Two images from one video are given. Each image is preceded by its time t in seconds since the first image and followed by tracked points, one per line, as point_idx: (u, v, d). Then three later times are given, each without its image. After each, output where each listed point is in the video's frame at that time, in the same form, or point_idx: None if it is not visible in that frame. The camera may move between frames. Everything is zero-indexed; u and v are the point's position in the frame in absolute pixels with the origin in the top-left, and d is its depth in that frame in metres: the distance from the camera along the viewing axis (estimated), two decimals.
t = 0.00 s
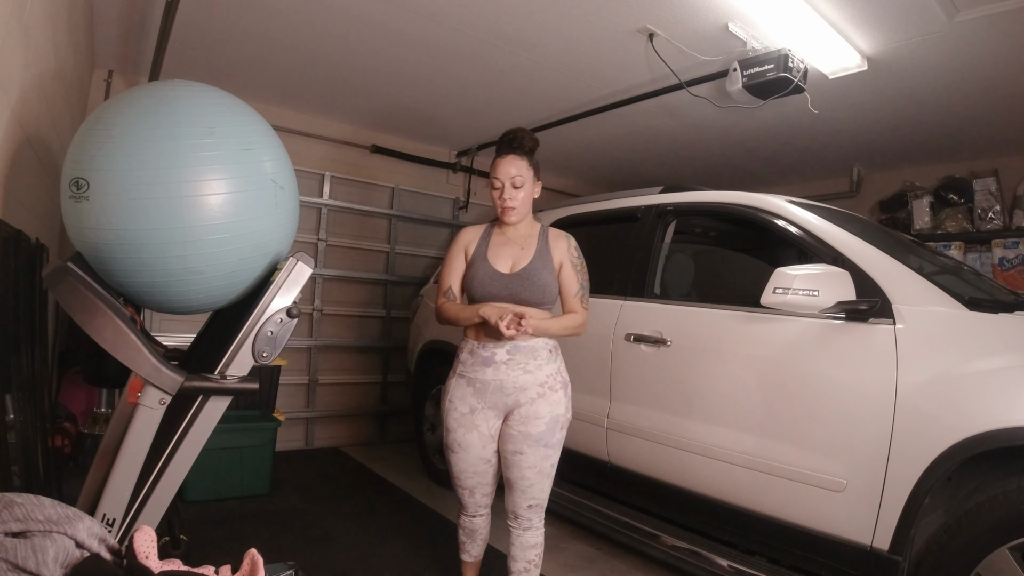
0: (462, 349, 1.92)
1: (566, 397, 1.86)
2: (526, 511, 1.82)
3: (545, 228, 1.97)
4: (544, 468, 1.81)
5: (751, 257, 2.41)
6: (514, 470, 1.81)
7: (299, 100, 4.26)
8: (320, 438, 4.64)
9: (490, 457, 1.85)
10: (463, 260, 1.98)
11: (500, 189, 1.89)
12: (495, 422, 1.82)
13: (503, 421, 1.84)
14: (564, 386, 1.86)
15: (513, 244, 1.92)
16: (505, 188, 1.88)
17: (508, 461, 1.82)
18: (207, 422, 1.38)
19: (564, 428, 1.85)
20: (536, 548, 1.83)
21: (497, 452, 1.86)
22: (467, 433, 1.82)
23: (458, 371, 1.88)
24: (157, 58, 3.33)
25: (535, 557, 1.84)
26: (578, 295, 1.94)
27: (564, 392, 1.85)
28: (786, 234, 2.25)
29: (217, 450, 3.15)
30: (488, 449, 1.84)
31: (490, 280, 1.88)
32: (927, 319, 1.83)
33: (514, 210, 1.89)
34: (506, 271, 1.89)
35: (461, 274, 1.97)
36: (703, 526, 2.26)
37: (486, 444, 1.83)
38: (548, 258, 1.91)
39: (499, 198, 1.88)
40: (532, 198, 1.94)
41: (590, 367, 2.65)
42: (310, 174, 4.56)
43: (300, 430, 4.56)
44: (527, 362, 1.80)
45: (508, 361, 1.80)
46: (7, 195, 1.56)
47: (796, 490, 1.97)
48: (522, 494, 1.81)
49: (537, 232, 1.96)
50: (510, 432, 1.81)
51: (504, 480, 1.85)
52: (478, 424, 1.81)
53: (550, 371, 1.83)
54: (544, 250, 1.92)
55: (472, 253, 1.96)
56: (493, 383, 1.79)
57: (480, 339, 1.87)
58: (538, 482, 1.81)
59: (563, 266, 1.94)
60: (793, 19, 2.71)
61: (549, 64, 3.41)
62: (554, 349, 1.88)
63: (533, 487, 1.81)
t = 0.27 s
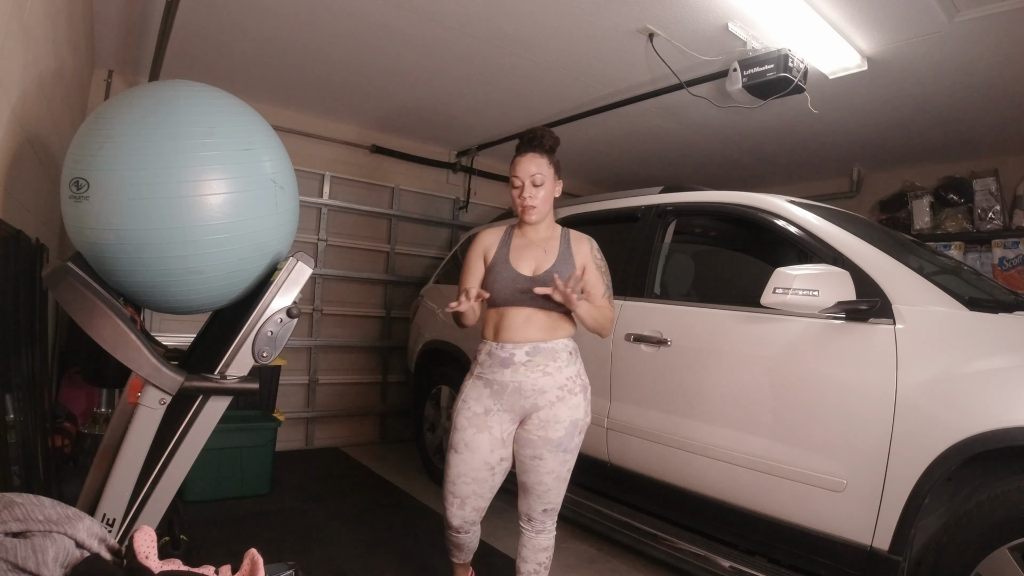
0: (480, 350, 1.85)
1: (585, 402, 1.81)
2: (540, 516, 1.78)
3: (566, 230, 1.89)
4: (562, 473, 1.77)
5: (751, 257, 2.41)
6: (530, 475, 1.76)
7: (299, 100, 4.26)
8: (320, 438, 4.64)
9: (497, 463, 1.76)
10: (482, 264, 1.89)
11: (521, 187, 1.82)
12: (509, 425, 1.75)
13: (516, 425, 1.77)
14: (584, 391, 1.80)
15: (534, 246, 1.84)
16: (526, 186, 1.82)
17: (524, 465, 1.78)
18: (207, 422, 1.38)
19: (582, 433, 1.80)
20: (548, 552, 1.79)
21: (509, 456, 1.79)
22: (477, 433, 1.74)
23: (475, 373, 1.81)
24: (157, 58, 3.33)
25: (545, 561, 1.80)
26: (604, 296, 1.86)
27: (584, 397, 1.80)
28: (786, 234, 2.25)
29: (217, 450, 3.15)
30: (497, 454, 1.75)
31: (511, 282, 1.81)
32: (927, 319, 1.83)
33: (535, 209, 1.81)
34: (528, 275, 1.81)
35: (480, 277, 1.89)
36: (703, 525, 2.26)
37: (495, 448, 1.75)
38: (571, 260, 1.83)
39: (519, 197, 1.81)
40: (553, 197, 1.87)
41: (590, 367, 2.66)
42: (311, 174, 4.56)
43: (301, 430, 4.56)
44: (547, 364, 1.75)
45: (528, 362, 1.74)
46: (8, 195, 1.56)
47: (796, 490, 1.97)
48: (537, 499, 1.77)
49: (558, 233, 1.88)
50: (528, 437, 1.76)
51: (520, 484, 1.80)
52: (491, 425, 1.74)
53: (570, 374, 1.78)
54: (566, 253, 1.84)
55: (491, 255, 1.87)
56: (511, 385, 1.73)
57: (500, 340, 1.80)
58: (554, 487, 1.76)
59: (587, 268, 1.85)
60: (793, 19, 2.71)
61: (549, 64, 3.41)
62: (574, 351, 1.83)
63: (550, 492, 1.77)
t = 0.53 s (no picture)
0: (488, 347, 1.79)
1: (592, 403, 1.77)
2: (542, 516, 1.77)
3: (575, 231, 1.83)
4: (567, 475, 1.74)
5: (751, 257, 2.41)
6: (534, 476, 1.74)
7: (299, 100, 4.26)
8: (320, 438, 4.64)
9: (512, 460, 1.69)
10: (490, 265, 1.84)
11: (532, 185, 1.78)
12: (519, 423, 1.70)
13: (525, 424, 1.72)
14: (591, 392, 1.77)
15: (542, 247, 1.78)
16: (536, 184, 1.77)
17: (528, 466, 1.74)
18: (207, 422, 1.38)
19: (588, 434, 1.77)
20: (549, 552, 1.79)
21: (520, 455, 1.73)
22: (491, 427, 1.67)
23: (481, 371, 1.74)
24: (157, 58, 3.33)
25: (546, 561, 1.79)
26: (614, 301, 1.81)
27: (591, 398, 1.76)
28: (786, 234, 2.25)
29: (217, 450, 3.15)
30: (513, 448, 1.69)
31: (518, 283, 1.74)
32: (926, 319, 1.83)
33: (545, 207, 1.76)
34: (535, 276, 1.74)
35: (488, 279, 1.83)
36: (703, 525, 2.25)
37: (510, 443, 1.68)
38: (578, 262, 1.77)
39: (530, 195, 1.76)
40: (565, 197, 1.83)
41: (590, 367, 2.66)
42: (311, 174, 4.56)
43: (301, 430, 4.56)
44: (556, 364, 1.71)
45: (537, 361, 1.69)
46: (7, 195, 1.56)
47: (796, 490, 1.97)
48: (540, 500, 1.75)
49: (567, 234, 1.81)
50: (535, 437, 1.71)
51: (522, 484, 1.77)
52: (504, 420, 1.68)
53: (578, 375, 1.74)
54: (574, 255, 1.77)
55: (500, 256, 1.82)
56: (520, 383, 1.67)
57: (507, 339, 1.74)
58: (558, 489, 1.74)
59: (593, 272, 1.80)
60: (793, 19, 2.71)
61: (549, 64, 3.41)
62: (581, 352, 1.79)
63: (553, 494, 1.75)
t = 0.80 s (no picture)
0: (488, 347, 1.74)
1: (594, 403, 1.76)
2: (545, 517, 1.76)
3: (578, 232, 1.79)
4: (571, 476, 1.73)
5: (751, 257, 2.41)
6: (540, 477, 1.71)
7: (299, 100, 4.26)
8: (320, 438, 4.64)
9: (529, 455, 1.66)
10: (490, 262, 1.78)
11: (538, 181, 1.73)
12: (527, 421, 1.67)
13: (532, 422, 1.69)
14: (592, 392, 1.75)
15: (545, 247, 1.74)
16: (542, 180, 1.72)
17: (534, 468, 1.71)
18: (207, 422, 1.38)
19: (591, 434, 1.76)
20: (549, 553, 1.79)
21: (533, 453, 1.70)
22: (504, 426, 1.63)
23: (484, 373, 1.70)
24: (157, 58, 3.33)
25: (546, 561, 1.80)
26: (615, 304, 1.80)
27: (592, 398, 1.75)
28: (786, 234, 2.25)
29: (217, 450, 3.15)
30: (528, 445, 1.66)
31: (520, 284, 1.70)
32: (926, 318, 1.83)
33: (550, 205, 1.72)
34: (537, 277, 1.71)
35: (488, 278, 1.77)
36: (703, 525, 2.25)
37: (524, 439, 1.65)
38: (581, 264, 1.74)
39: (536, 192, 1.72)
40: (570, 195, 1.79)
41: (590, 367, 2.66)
42: (311, 174, 4.56)
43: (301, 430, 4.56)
44: (559, 364, 1.68)
45: (541, 361, 1.66)
46: (8, 194, 1.56)
47: (796, 490, 1.97)
48: (543, 502, 1.74)
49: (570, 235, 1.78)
50: (541, 437, 1.68)
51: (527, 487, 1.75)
52: (514, 418, 1.65)
53: (581, 375, 1.72)
54: (577, 257, 1.74)
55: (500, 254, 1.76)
56: (524, 384, 1.65)
57: (508, 339, 1.69)
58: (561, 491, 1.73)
59: (595, 274, 1.78)
60: (793, 19, 2.71)
61: (549, 64, 3.41)
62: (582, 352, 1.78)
63: (556, 495, 1.74)
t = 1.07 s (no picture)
0: (488, 350, 1.69)
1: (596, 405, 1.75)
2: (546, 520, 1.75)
3: (573, 231, 1.78)
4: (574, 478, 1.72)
5: (751, 257, 2.41)
6: (544, 481, 1.69)
7: (299, 100, 4.26)
8: (320, 439, 4.64)
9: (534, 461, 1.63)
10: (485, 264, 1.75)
11: (534, 179, 1.70)
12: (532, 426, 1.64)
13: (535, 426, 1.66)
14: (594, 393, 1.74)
15: (541, 247, 1.72)
16: (538, 179, 1.70)
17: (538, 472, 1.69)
18: (207, 422, 1.38)
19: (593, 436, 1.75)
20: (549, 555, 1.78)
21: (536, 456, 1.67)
22: (512, 431, 1.59)
23: (485, 376, 1.65)
24: (157, 58, 3.33)
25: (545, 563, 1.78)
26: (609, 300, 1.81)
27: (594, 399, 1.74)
28: (786, 234, 2.25)
29: (217, 450, 3.15)
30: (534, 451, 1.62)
31: (519, 283, 1.68)
32: (926, 318, 1.83)
33: (547, 204, 1.70)
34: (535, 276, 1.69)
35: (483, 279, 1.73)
36: (703, 525, 2.25)
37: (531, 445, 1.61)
38: (579, 261, 1.73)
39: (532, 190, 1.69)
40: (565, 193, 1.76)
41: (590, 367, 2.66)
42: (310, 174, 4.56)
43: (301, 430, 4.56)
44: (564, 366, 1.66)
45: (546, 364, 1.64)
46: (7, 194, 1.55)
47: (796, 490, 1.97)
48: (547, 506, 1.72)
49: (566, 234, 1.76)
50: (546, 442, 1.66)
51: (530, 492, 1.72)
52: (520, 423, 1.60)
53: (585, 377, 1.71)
54: (574, 255, 1.73)
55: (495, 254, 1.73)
56: (530, 387, 1.61)
57: (511, 341, 1.66)
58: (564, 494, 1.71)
59: (592, 271, 1.78)
60: (793, 19, 2.71)
61: (549, 64, 3.41)
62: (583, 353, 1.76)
63: (557, 499, 1.72)
